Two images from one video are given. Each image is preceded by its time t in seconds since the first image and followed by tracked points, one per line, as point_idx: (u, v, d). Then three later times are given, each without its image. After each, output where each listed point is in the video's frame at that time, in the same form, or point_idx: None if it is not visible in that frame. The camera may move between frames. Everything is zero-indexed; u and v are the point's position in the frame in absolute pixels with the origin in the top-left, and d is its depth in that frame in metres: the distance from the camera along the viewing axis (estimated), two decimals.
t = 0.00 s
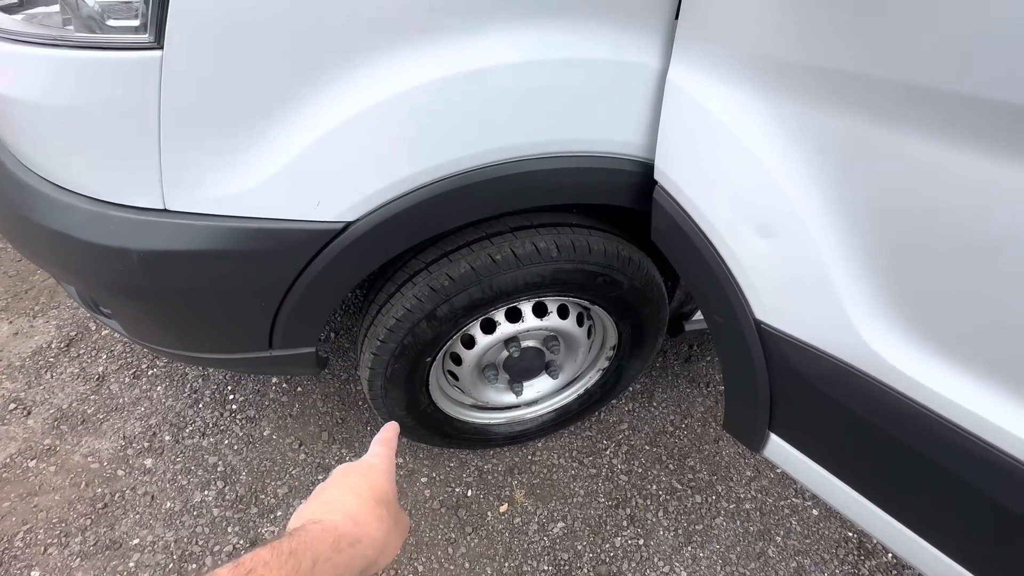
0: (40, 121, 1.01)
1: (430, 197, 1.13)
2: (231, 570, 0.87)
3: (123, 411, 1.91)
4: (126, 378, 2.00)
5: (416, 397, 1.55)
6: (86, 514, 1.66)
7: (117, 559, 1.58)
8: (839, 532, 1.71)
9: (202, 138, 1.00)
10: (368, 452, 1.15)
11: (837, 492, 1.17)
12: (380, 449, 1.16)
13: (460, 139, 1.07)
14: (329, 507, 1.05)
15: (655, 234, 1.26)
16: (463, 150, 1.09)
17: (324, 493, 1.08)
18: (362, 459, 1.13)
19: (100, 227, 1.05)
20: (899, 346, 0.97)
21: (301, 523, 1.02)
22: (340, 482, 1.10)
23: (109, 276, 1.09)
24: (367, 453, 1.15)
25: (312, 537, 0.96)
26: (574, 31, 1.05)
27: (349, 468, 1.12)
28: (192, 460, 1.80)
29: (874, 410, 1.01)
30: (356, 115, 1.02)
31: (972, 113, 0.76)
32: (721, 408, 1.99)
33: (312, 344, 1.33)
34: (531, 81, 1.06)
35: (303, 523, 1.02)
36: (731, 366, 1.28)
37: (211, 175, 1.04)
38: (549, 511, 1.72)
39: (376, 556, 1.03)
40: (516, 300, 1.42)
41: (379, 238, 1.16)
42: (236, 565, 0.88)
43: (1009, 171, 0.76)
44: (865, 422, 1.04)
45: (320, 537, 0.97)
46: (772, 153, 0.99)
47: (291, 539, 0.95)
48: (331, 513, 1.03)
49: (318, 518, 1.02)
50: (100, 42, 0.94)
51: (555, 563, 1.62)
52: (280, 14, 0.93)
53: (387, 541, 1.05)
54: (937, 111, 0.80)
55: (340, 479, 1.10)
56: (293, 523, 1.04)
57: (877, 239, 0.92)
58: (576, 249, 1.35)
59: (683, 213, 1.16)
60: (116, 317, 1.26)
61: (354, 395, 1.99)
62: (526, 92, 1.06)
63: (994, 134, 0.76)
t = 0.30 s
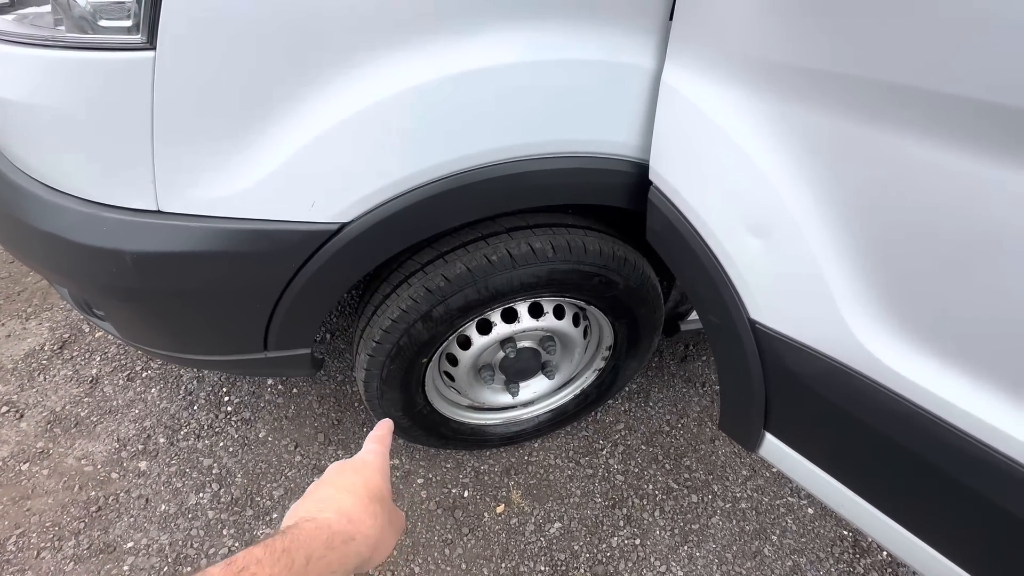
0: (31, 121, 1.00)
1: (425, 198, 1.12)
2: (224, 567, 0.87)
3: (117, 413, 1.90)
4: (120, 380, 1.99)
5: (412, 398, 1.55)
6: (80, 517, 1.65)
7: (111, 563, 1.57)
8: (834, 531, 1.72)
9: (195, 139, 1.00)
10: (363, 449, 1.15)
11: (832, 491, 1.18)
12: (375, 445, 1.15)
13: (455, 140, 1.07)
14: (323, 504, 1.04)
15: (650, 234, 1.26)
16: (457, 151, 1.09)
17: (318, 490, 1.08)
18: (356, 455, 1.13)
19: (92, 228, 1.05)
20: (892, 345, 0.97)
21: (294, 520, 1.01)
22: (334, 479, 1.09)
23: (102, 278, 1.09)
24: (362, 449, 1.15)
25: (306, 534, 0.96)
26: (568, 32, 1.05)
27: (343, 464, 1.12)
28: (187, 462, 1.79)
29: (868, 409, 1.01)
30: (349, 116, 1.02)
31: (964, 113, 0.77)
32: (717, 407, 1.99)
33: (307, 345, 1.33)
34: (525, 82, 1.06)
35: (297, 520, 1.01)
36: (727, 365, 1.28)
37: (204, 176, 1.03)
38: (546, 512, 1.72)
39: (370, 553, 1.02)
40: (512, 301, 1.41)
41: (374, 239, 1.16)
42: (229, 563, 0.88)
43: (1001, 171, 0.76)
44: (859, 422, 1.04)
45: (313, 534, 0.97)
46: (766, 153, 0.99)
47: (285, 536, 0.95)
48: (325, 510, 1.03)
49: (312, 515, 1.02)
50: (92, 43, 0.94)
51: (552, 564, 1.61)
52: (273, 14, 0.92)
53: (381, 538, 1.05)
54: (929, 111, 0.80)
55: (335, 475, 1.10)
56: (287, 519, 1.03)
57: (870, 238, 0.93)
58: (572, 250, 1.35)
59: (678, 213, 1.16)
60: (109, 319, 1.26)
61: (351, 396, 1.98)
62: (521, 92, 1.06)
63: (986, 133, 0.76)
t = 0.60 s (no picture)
0: (23, 121, 0.99)
1: (421, 198, 1.12)
2: (225, 562, 0.92)
3: (112, 415, 1.89)
4: (114, 382, 1.98)
5: (409, 399, 1.54)
6: (74, 520, 1.64)
7: (106, 566, 1.56)
8: (830, 529, 1.72)
9: (190, 139, 0.99)
10: (362, 430, 1.10)
11: (828, 490, 1.18)
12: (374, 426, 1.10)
13: (450, 139, 1.07)
14: (324, 492, 1.03)
15: (645, 234, 1.26)
16: (452, 151, 1.08)
17: (320, 477, 1.06)
18: (356, 439, 1.09)
19: (85, 229, 1.04)
20: (888, 345, 0.97)
21: (297, 510, 1.02)
22: (335, 465, 1.07)
23: (95, 279, 1.08)
24: (362, 431, 1.10)
25: (307, 526, 0.97)
26: (564, 32, 1.05)
27: (343, 449, 1.08)
28: (182, 464, 1.78)
29: (864, 408, 1.01)
30: (344, 117, 1.01)
31: (958, 113, 0.77)
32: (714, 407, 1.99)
33: (303, 346, 1.33)
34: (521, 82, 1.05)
35: (299, 510, 1.02)
36: (723, 365, 1.28)
37: (198, 177, 1.03)
38: (543, 512, 1.72)
39: (375, 540, 1.02)
40: (508, 301, 1.41)
41: (369, 240, 1.15)
42: (231, 556, 0.93)
43: (997, 170, 0.76)
44: (855, 421, 1.04)
45: (314, 526, 0.97)
46: (762, 153, 0.99)
47: (286, 529, 0.97)
48: (326, 501, 1.02)
49: (313, 506, 1.01)
50: (84, 42, 0.93)
51: (549, 564, 1.61)
52: (266, 14, 0.92)
53: (385, 525, 1.04)
54: (923, 112, 0.80)
55: (336, 461, 1.07)
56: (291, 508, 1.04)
57: (865, 239, 0.93)
58: (568, 250, 1.35)
59: (674, 213, 1.16)
60: (103, 320, 1.25)
61: (347, 397, 1.97)
62: (516, 92, 1.06)
63: (981, 132, 0.76)
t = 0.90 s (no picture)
0: (12, 122, 0.99)
1: (413, 199, 1.12)
2: (220, 552, 0.87)
3: (105, 417, 1.88)
4: (108, 383, 1.97)
5: (403, 400, 1.54)
6: (67, 523, 1.63)
7: (99, 568, 1.55)
8: (826, 530, 1.72)
9: (180, 139, 0.99)
10: (356, 431, 1.14)
11: (823, 491, 1.18)
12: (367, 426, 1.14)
13: (442, 140, 1.07)
14: (318, 487, 1.04)
15: (639, 234, 1.26)
16: (445, 152, 1.08)
17: (314, 475, 1.08)
18: (350, 438, 1.12)
19: (76, 230, 1.03)
20: (881, 346, 0.97)
21: (292, 505, 1.01)
22: (328, 464, 1.09)
23: (86, 280, 1.07)
24: (356, 432, 1.13)
25: (302, 517, 0.97)
26: (557, 32, 1.04)
27: (337, 449, 1.11)
28: (176, 465, 1.77)
29: (857, 409, 1.01)
30: (336, 118, 1.01)
31: (948, 114, 0.77)
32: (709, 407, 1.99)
33: (296, 347, 1.32)
34: (513, 83, 1.05)
35: (294, 506, 1.01)
36: (717, 366, 1.28)
37: (189, 178, 1.02)
38: (538, 513, 1.71)
39: (368, 535, 1.03)
40: (502, 301, 1.41)
41: (362, 240, 1.15)
42: (226, 547, 0.89)
43: (987, 169, 0.76)
44: (848, 421, 1.04)
45: (310, 516, 0.97)
46: (754, 154, 0.99)
47: (281, 522, 0.96)
48: (321, 496, 1.02)
49: (308, 500, 1.01)
50: (73, 42, 0.92)
51: (544, 565, 1.61)
52: (256, 14, 0.91)
53: (378, 520, 1.04)
54: (913, 113, 0.80)
55: (329, 461, 1.09)
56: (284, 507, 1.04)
57: (857, 239, 0.93)
58: (562, 250, 1.35)
59: (667, 214, 1.16)
60: (95, 322, 1.24)
61: (342, 399, 1.97)
62: (509, 93, 1.06)
63: (971, 132, 0.76)
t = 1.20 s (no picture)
0: (6, 122, 0.99)
1: (409, 200, 1.12)
2: (222, 550, 0.88)
3: (102, 417, 1.88)
4: (105, 384, 1.97)
5: (400, 400, 1.54)
6: (63, 523, 1.63)
7: (95, 569, 1.55)
8: (823, 530, 1.72)
9: (176, 140, 0.99)
10: (357, 433, 1.14)
11: (818, 490, 1.18)
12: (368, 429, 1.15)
13: (438, 140, 1.07)
14: (318, 488, 1.04)
15: (634, 235, 1.26)
16: (440, 152, 1.08)
17: (314, 476, 1.07)
18: (351, 440, 1.13)
19: (71, 230, 1.03)
20: (876, 346, 0.97)
21: (291, 506, 1.01)
22: (329, 465, 1.09)
23: (82, 280, 1.07)
24: (357, 434, 1.14)
25: (302, 516, 0.96)
26: (552, 33, 1.05)
27: (338, 450, 1.11)
28: (173, 466, 1.77)
29: (852, 408, 1.02)
30: (331, 118, 1.01)
31: (941, 115, 0.77)
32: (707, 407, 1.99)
33: (292, 347, 1.32)
34: (509, 83, 1.05)
35: (294, 506, 1.01)
36: (713, 366, 1.28)
37: (186, 178, 1.02)
38: (535, 513, 1.71)
39: (367, 537, 1.02)
40: (499, 302, 1.41)
41: (358, 241, 1.15)
42: (227, 545, 0.89)
43: (981, 169, 0.76)
44: (842, 421, 1.04)
45: (310, 515, 0.97)
46: (749, 154, 0.99)
47: (281, 521, 0.95)
48: (321, 496, 1.02)
49: (308, 500, 1.01)
50: (68, 43, 0.92)
51: (541, 565, 1.61)
52: (252, 14, 0.91)
53: (377, 521, 1.04)
54: (906, 113, 0.81)
55: (330, 462, 1.10)
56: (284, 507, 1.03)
57: (851, 239, 0.93)
58: (558, 250, 1.35)
59: (663, 214, 1.16)
60: (91, 322, 1.24)
61: (340, 399, 1.97)
62: (504, 93, 1.06)
63: (965, 132, 0.76)
